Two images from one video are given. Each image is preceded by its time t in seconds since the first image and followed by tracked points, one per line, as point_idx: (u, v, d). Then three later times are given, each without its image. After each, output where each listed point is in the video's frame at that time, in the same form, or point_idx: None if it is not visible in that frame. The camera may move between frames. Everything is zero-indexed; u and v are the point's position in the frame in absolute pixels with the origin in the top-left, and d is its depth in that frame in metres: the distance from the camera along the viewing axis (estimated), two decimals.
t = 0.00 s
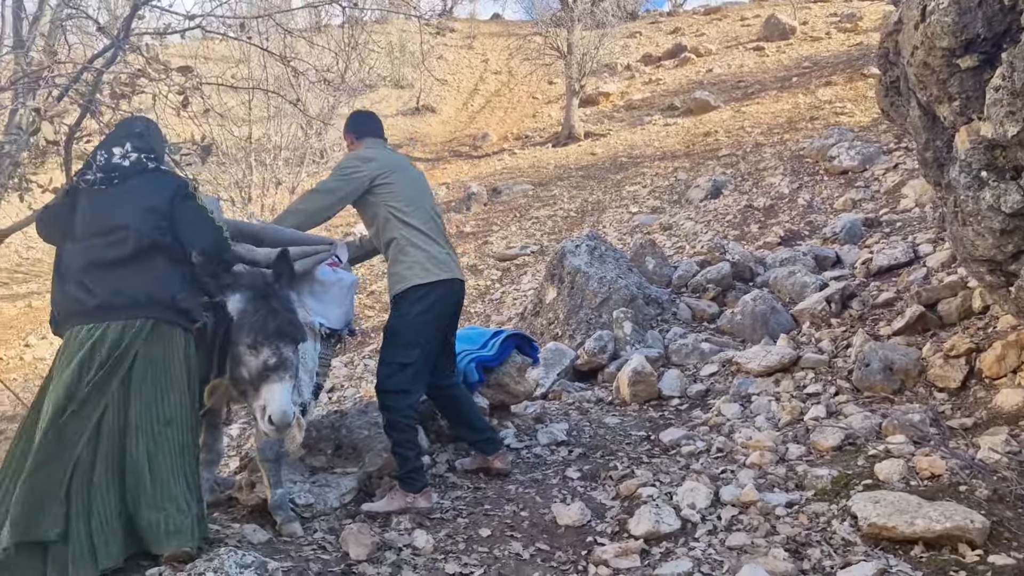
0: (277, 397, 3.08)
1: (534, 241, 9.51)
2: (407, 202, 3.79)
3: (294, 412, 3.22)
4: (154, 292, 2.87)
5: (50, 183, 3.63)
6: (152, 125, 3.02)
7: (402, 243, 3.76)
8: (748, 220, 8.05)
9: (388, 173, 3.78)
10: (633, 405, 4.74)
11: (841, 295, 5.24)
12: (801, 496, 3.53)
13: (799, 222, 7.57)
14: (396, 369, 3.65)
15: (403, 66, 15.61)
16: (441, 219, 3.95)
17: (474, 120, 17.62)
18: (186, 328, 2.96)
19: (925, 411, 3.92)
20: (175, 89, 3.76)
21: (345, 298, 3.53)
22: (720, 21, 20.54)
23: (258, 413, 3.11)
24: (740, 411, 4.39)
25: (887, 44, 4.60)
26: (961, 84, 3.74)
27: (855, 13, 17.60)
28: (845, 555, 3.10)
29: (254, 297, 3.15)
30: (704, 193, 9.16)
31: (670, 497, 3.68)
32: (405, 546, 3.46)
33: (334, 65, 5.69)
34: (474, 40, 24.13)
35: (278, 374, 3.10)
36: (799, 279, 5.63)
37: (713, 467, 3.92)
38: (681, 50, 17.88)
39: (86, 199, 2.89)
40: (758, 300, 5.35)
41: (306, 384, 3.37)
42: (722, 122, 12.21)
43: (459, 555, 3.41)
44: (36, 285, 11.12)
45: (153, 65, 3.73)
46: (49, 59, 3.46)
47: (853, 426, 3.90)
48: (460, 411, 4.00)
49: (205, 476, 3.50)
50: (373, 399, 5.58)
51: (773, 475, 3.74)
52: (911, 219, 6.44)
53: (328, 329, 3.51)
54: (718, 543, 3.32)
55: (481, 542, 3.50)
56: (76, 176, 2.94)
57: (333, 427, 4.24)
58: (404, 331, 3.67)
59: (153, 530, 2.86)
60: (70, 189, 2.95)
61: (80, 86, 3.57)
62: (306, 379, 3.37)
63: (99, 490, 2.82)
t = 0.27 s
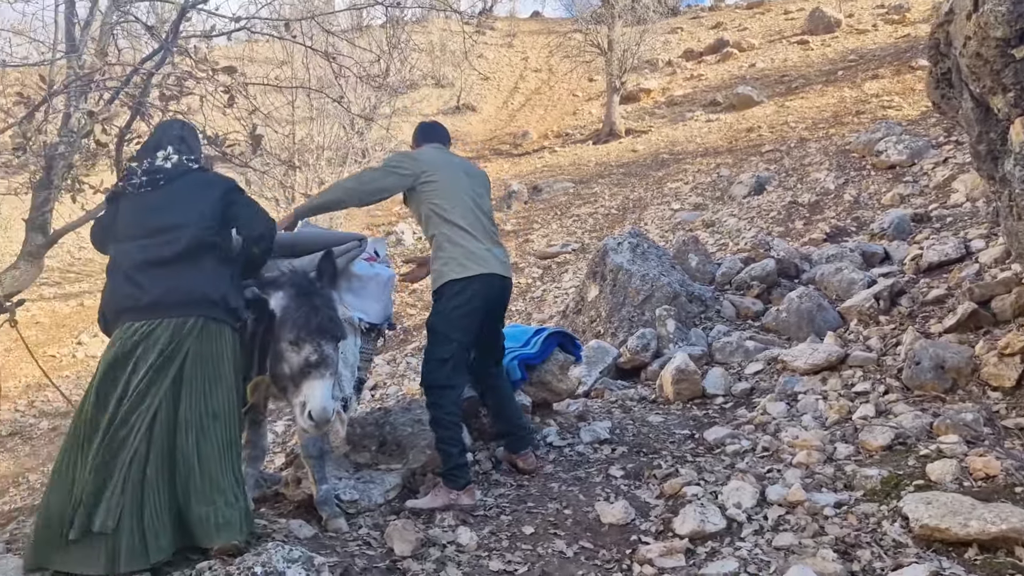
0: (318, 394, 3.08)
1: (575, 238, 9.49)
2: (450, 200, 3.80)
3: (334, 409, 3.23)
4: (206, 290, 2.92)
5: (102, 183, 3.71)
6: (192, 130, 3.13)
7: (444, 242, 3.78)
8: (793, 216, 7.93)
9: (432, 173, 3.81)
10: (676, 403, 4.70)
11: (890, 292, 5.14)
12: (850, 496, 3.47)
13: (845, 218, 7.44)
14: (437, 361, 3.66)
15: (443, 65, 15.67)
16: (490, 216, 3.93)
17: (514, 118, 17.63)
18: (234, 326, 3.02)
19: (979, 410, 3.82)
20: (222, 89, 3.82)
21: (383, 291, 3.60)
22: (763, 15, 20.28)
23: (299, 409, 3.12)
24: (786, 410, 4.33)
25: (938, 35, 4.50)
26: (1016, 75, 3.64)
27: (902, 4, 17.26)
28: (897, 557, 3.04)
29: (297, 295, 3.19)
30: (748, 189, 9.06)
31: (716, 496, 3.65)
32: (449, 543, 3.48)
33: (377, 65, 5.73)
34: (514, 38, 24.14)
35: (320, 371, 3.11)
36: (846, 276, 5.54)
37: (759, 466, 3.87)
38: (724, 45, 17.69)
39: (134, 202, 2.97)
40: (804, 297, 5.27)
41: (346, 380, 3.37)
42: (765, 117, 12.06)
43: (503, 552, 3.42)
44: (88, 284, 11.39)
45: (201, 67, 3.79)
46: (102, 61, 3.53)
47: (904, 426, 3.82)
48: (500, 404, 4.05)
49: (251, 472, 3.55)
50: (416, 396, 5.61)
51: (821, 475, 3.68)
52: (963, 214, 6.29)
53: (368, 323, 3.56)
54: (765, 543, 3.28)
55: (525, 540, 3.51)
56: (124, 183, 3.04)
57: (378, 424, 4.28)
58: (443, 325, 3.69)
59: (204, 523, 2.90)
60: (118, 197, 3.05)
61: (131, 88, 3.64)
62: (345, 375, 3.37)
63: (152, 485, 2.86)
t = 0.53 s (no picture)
0: (358, 395, 3.09)
1: (615, 236, 9.44)
2: (497, 202, 3.87)
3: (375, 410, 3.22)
4: (255, 286, 2.98)
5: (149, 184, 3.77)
6: (229, 127, 3.20)
7: (490, 240, 3.83)
8: (837, 212, 7.80)
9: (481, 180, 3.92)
10: (720, 401, 4.66)
11: (939, 288, 5.02)
12: (900, 497, 3.40)
13: (891, 214, 7.30)
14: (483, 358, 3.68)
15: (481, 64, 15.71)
16: (541, 216, 3.94)
17: (552, 116, 17.60)
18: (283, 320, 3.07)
19: None
20: (265, 90, 3.86)
21: (427, 293, 3.59)
22: (805, 8, 19.99)
23: (340, 410, 3.13)
24: (833, 408, 4.26)
25: (989, 25, 4.42)
26: None
27: None
28: (949, 559, 2.98)
29: (338, 294, 3.24)
30: (790, 185, 8.93)
31: (761, 496, 3.60)
32: (492, 541, 3.48)
33: (417, 64, 5.75)
34: (552, 36, 24.12)
35: (359, 371, 3.14)
36: (893, 272, 5.44)
37: (805, 465, 3.82)
38: (765, 40, 17.49)
39: (182, 199, 3.04)
40: (849, 294, 5.19)
41: (388, 380, 3.33)
42: (807, 112, 11.89)
43: (545, 551, 3.41)
44: (135, 284, 11.62)
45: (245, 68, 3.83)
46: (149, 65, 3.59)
47: (955, 425, 3.74)
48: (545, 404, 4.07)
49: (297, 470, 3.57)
50: (457, 394, 5.63)
51: (869, 475, 3.62)
52: (1014, 208, 6.13)
53: (411, 324, 3.54)
54: (812, 543, 3.23)
55: (567, 538, 3.49)
56: (169, 182, 3.09)
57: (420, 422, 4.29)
58: (489, 321, 3.71)
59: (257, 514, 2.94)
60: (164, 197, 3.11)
61: (177, 91, 3.69)
62: (388, 374, 3.33)
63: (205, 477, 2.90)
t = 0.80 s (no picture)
0: (394, 391, 3.08)
1: (648, 233, 9.39)
2: (545, 215, 3.96)
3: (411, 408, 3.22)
4: (301, 284, 3.04)
5: (188, 185, 3.82)
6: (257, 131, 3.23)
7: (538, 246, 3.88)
8: (874, 207, 7.69)
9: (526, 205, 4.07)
10: (757, 398, 4.61)
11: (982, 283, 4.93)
12: (943, 495, 3.34)
13: (930, 207, 7.17)
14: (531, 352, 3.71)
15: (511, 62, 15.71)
16: (590, 220, 3.97)
17: (584, 113, 17.55)
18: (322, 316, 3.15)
19: None
20: (300, 91, 3.89)
21: (467, 290, 3.60)
22: None
23: (377, 407, 3.13)
24: (873, 406, 4.19)
25: None
26: None
27: None
28: (995, 559, 2.92)
29: (375, 292, 3.25)
30: (826, 179, 8.81)
31: (800, 494, 3.56)
32: (528, 538, 3.48)
33: (449, 62, 5.76)
34: (583, 33, 24.06)
35: (395, 368, 3.14)
36: (934, 266, 5.34)
37: (845, 463, 3.76)
38: (799, 33, 17.29)
39: (220, 200, 3.08)
40: (889, 289, 5.10)
41: (428, 377, 3.40)
42: (843, 105, 11.72)
43: (582, 548, 3.40)
44: (173, 284, 11.79)
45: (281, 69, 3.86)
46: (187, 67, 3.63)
47: (1000, 423, 3.67)
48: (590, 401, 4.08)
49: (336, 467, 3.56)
50: (491, 392, 5.63)
51: (911, 473, 3.56)
52: None
53: (451, 322, 3.58)
54: (853, 543, 3.19)
55: (604, 536, 3.48)
56: (208, 184, 3.12)
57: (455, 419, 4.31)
58: (536, 315, 3.73)
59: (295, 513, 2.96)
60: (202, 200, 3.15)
61: (214, 93, 3.73)
62: (428, 372, 3.40)
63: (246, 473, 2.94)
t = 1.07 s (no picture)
0: (425, 389, 3.11)
1: (674, 229, 9.34)
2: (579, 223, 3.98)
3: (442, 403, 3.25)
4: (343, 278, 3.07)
5: (217, 185, 3.85)
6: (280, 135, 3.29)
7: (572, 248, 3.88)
8: (905, 201, 7.59)
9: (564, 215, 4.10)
10: (786, 395, 4.56)
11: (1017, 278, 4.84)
12: (979, 494, 3.29)
13: (962, 201, 7.07)
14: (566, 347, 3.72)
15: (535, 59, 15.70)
16: (621, 223, 3.95)
17: (608, 110, 17.50)
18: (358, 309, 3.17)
19: None
20: (327, 90, 3.90)
21: (495, 289, 3.59)
22: None
23: (408, 404, 3.16)
24: (906, 403, 4.14)
25: None
26: None
27: None
28: None
29: (403, 289, 3.21)
30: (855, 174, 8.71)
31: (832, 492, 3.52)
32: (557, 536, 3.47)
33: (475, 60, 5.76)
34: (608, 29, 23.99)
35: (426, 365, 3.15)
36: (967, 261, 5.26)
37: (877, 461, 3.72)
38: (826, 27, 17.12)
39: (252, 203, 3.13)
40: (921, 285, 5.03)
41: (456, 372, 3.44)
42: (872, 99, 11.59)
43: (611, 546, 3.39)
44: (202, 283, 11.92)
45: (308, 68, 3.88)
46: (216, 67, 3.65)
47: None
48: (621, 398, 4.06)
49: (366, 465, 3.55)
50: (518, 390, 5.63)
51: (946, 471, 3.51)
52: None
53: (480, 318, 3.58)
54: (887, 541, 3.14)
55: (633, 534, 3.47)
56: (239, 189, 3.14)
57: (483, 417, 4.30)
58: (570, 313, 3.74)
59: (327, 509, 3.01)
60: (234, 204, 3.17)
61: (242, 93, 3.75)
62: (456, 368, 3.44)
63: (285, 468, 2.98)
